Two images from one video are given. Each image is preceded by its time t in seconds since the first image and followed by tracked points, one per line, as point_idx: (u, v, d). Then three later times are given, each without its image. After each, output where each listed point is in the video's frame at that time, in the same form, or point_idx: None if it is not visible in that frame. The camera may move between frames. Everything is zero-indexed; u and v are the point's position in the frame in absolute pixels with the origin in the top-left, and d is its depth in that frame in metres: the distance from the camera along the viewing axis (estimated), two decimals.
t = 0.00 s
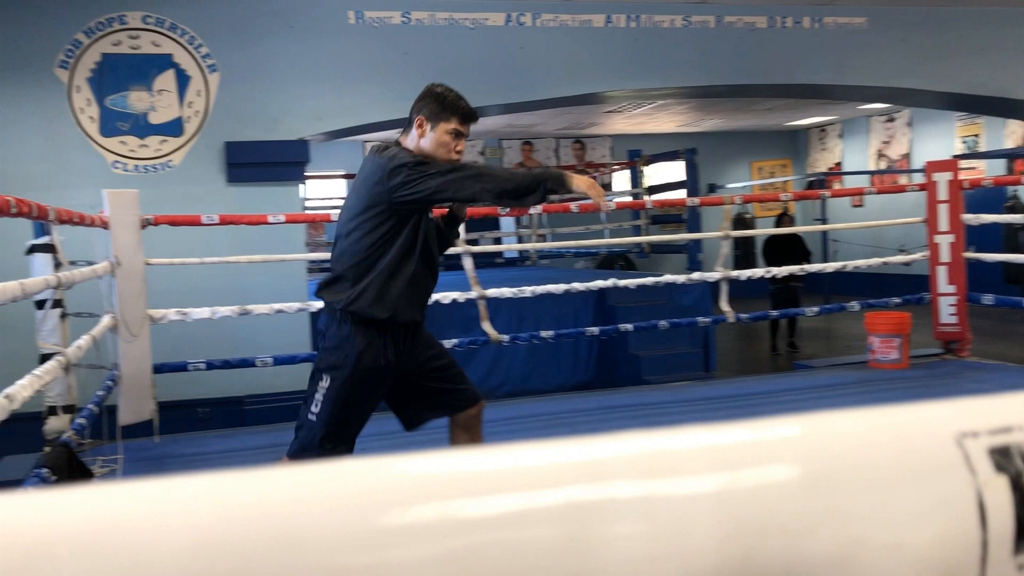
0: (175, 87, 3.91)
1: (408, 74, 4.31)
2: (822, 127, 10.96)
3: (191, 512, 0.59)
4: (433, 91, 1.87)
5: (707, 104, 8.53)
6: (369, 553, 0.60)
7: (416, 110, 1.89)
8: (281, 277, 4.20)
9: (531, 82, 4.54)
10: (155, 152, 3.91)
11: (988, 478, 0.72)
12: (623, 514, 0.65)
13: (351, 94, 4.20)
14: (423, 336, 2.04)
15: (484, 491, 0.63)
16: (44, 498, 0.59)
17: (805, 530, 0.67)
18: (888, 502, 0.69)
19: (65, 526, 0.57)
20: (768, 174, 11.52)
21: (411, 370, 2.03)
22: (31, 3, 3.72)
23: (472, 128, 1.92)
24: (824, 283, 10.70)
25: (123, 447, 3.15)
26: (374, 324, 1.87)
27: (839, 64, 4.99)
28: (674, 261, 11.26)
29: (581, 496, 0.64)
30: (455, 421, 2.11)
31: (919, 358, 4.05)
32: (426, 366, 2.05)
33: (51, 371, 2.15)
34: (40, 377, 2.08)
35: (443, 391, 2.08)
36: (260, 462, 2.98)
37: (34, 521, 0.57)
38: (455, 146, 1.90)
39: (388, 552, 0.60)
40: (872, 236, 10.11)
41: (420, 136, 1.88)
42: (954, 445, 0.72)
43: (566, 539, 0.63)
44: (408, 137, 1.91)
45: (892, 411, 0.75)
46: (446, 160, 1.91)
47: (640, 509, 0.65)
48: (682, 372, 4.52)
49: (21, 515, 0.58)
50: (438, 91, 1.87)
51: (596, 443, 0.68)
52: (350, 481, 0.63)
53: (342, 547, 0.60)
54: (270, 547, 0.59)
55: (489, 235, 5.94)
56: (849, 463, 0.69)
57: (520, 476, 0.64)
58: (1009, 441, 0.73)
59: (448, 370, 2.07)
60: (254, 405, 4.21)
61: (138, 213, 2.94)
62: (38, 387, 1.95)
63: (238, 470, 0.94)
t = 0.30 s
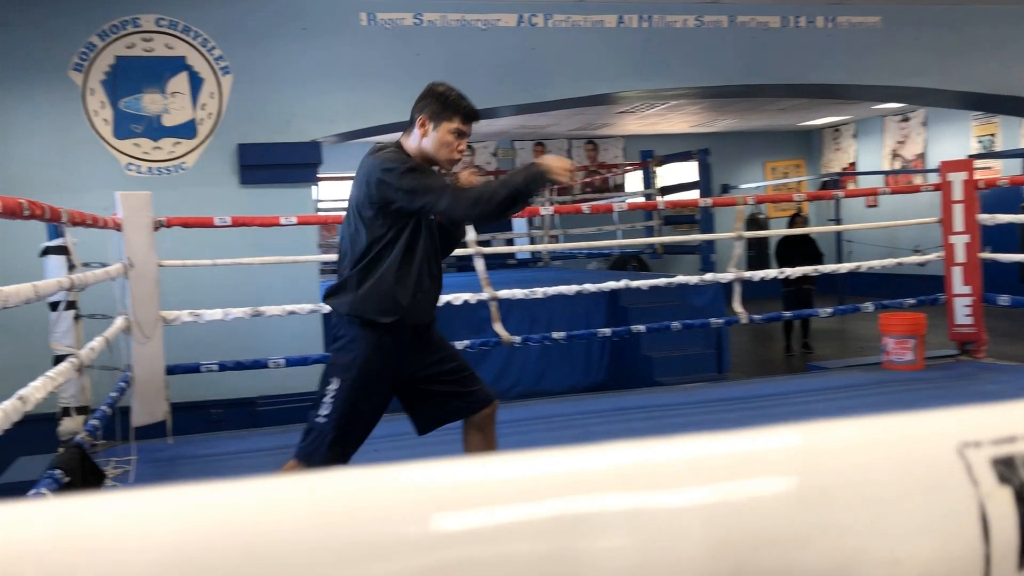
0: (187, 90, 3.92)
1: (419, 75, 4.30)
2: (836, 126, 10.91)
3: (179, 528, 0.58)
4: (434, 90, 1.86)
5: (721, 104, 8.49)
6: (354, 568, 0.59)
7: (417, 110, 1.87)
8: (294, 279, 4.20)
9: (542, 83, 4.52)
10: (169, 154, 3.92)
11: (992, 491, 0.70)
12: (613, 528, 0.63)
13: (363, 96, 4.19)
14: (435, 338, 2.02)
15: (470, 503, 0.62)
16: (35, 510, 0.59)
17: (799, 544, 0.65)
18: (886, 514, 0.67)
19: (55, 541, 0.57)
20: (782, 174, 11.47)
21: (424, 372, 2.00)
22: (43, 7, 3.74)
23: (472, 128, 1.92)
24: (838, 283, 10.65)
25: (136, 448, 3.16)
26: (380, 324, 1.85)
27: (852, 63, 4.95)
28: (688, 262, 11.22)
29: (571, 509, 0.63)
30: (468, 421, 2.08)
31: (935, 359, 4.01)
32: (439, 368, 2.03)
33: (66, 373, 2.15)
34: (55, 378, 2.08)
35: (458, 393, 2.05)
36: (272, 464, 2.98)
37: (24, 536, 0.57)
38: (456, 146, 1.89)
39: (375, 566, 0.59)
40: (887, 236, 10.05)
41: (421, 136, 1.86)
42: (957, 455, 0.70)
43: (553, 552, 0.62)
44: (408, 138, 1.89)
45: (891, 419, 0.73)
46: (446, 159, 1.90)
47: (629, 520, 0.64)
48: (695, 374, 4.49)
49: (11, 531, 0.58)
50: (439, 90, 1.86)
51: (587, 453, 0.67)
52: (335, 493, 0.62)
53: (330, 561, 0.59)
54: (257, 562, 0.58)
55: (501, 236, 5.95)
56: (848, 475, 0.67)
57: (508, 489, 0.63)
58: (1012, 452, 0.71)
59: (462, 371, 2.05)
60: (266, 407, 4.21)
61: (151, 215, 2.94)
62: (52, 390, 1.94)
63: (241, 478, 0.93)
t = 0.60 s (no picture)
0: (201, 91, 3.93)
1: (431, 76, 4.29)
2: (850, 126, 10.85)
3: (125, 545, 0.53)
4: (447, 80, 1.86)
5: (734, 104, 8.46)
6: None
7: (431, 98, 1.86)
8: (306, 280, 4.20)
9: (554, 83, 4.51)
10: (182, 156, 3.93)
11: (996, 501, 0.62)
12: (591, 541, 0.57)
13: (374, 97, 4.19)
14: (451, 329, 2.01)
15: (434, 515, 0.56)
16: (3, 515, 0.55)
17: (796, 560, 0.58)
18: (890, 526, 0.60)
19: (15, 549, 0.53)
20: (795, 174, 11.42)
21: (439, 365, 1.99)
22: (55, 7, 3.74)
23: (485, 118, 1.90)
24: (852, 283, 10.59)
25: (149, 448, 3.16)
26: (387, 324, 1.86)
27: (865, 62, 4.92)
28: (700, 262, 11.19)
29: (514, 526, 0.56)
30: (484, 415, 2.05)
31: (949, 360, 3.98)
32: (454, 361, 2.00)
33: (78, 374, 2.15)
34: (67, 379, 2.07)
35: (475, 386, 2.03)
36: (284, 464, 2.99)
37: None
38: (469, 136, 1.88)
39: None
40: (902, 236, 9.99)
41: (434, 124, 1.86)
42: (959, 462, 0.63)
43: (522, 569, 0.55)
44: (422, 127, 1.89)
45: (890, 425, 0.66)
46: (458, 150, 1.88)
47: (611, 532, 0.57)
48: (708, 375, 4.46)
49: None
50: (453, 79, 1.85)
51: (541, 461, 0.60)
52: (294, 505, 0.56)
53: None
54: None
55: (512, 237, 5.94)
56: (845, 484, 0.60)
57: (472, 499, 0.57)
58: (1017, 460, 0.64)
59: (479, 363, 2.02)
60: (279, 407, 4.21)
61: (164, 217, 2.95)
62: (64, 391, 1.93)
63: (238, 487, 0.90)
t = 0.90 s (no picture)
0: (213, 93, 3.94)
1: (442, 77, 4.29)
2: (864, 126, 10.80)
3: (95, 553, 0.51)
4: (463, 78, 1.85)
5: (747, 104, 8.43)
6: None
7: (446, 96, 1.86)
8: (319, 281, 4.21)
9: (566, 84, 4.50)
10: (194, 158, 3.94)
11: (995, 512, 0.60)
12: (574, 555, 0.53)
13: (386, 99, 4.19)
14: (464, 326, 1.99)
15: (409, 528, 0.53)
16: None
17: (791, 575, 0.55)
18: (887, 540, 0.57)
19: None
20: (809, 174, 11.37)
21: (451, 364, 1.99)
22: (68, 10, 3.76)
23: (498, 116, 1.90)
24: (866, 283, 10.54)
25: (161, 448, 3.17)
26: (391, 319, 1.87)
27: (879, 61, 4.89)
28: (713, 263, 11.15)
29: (492, 538, 0.53)
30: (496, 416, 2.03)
31: (965, 360, 3.95)
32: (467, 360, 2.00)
33: (91, 374, 2.15)
34: (81, 380, 2.08)
35: (487, 386, 2.01)
36: (297, 464, 2.99)
37: None
38: (483, 133, 1.87)
39: None
40: (916, 236, 9.93)
41: (448, 122, 1.85)
42: (956, 471, 0.60)
43: None
44: (437, 125, 1.88)
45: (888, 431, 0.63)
46: (471, 147, 1.88)
47: (595, 545, 0.54)
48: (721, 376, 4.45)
49: None
50: (468, 77, 1.85)
51: (522, 472, 0.57)
52: (265, 515, 0.53)
53: None
54: None
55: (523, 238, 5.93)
56: (839, 495, 0.58)
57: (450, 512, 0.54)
58: (1017, 468, 0.61)
59: (491, 362, 2.01)
60: (292, 408, 4.22)
61: (177, 218, 2.95)
62: (76, 392, 1.93)
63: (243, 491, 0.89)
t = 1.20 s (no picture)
0: (226, 95, 3.94)
1: (453, 78, 4.28)
2: (878, 126, 10.74)
3: (74, 561, 0.49)
4: (479, 87, 1.83)
5: (759, 103, 8.39)
6: None
7: (463, 106, 1.84)
8: (331, 281, 4.22)
9: (577, 84, 4.49)
10: (207, 159, 3.94)
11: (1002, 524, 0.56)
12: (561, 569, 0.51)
13: (396, 100, 4.19)
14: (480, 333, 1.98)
15: (400, 543, 0.51)
16: None
17: None
18: (891, 553, 0.54)
19: None
20: (822, 174, 11.32)
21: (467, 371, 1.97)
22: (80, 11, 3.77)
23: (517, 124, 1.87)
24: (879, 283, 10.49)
25: (174, 449, 3.18)
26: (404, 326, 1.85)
27: (893, 60, 4.85)
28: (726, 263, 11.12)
29: (467, 551, 0.50)
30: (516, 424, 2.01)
31: (980, 361, 3.91)
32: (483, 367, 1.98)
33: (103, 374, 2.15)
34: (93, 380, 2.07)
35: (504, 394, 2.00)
36: (309, 465, 2.99)
37: None
38: (501, 142, 1.85)
39: None
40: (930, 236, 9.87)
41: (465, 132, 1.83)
42: (961, 482, 0.57)
43: None
44: (455, 133, 1.87)
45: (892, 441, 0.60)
46: (489, 156, 1.86)
47: (585, 556, 0.51)
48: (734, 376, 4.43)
49: None
50: (485, 87, 1.83)
51: (515, 483, 0.55)
52: (247, 525, 0.51)
53: None
54: None
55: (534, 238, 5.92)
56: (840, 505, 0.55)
57: (440, 526, 0.51)
58: None
59: (508, 370, 1.99)
60: (304, 409, 4.22)
61: (189, 220, 2.96)
62: (88, 392, 1.92)
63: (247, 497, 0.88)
